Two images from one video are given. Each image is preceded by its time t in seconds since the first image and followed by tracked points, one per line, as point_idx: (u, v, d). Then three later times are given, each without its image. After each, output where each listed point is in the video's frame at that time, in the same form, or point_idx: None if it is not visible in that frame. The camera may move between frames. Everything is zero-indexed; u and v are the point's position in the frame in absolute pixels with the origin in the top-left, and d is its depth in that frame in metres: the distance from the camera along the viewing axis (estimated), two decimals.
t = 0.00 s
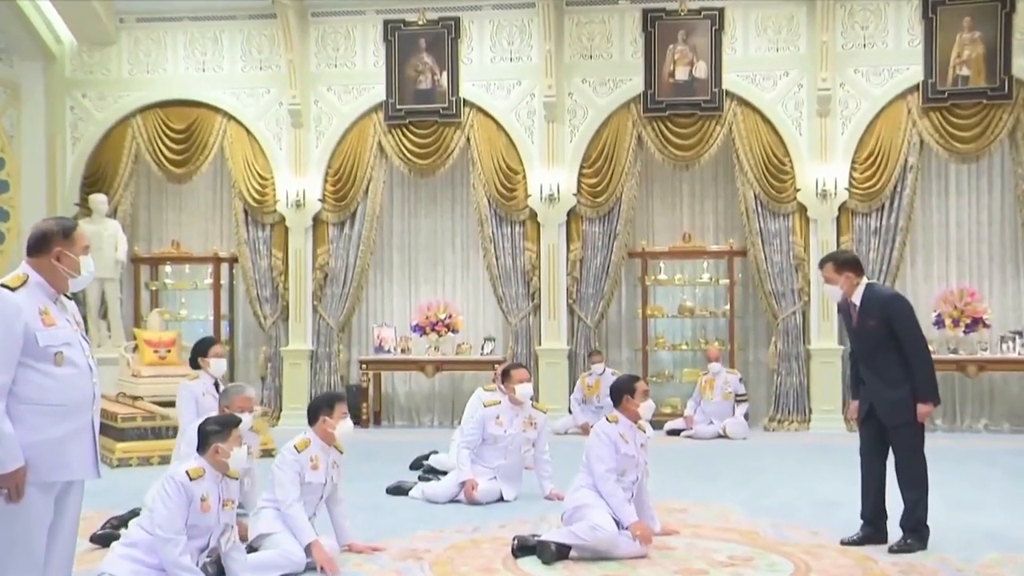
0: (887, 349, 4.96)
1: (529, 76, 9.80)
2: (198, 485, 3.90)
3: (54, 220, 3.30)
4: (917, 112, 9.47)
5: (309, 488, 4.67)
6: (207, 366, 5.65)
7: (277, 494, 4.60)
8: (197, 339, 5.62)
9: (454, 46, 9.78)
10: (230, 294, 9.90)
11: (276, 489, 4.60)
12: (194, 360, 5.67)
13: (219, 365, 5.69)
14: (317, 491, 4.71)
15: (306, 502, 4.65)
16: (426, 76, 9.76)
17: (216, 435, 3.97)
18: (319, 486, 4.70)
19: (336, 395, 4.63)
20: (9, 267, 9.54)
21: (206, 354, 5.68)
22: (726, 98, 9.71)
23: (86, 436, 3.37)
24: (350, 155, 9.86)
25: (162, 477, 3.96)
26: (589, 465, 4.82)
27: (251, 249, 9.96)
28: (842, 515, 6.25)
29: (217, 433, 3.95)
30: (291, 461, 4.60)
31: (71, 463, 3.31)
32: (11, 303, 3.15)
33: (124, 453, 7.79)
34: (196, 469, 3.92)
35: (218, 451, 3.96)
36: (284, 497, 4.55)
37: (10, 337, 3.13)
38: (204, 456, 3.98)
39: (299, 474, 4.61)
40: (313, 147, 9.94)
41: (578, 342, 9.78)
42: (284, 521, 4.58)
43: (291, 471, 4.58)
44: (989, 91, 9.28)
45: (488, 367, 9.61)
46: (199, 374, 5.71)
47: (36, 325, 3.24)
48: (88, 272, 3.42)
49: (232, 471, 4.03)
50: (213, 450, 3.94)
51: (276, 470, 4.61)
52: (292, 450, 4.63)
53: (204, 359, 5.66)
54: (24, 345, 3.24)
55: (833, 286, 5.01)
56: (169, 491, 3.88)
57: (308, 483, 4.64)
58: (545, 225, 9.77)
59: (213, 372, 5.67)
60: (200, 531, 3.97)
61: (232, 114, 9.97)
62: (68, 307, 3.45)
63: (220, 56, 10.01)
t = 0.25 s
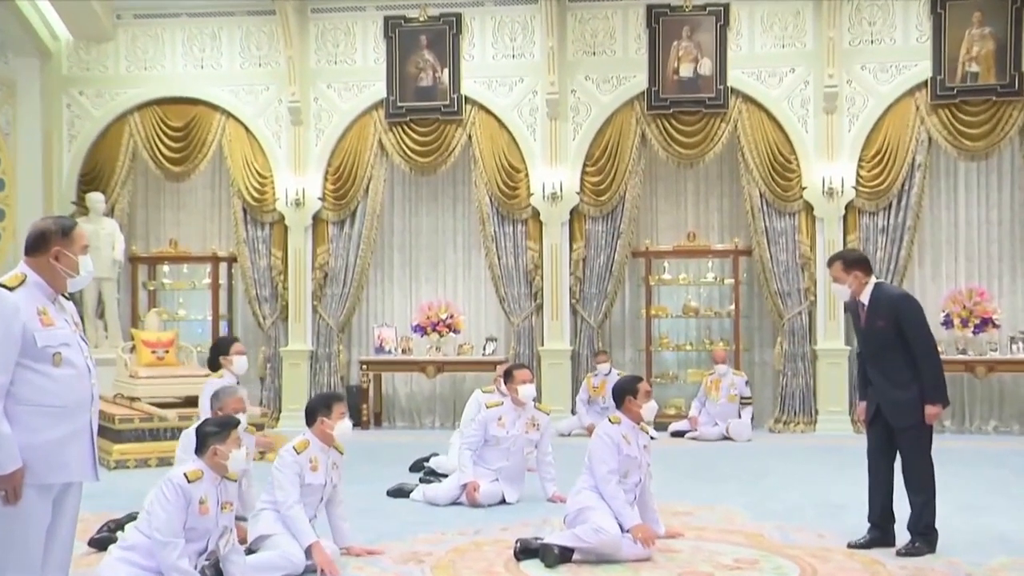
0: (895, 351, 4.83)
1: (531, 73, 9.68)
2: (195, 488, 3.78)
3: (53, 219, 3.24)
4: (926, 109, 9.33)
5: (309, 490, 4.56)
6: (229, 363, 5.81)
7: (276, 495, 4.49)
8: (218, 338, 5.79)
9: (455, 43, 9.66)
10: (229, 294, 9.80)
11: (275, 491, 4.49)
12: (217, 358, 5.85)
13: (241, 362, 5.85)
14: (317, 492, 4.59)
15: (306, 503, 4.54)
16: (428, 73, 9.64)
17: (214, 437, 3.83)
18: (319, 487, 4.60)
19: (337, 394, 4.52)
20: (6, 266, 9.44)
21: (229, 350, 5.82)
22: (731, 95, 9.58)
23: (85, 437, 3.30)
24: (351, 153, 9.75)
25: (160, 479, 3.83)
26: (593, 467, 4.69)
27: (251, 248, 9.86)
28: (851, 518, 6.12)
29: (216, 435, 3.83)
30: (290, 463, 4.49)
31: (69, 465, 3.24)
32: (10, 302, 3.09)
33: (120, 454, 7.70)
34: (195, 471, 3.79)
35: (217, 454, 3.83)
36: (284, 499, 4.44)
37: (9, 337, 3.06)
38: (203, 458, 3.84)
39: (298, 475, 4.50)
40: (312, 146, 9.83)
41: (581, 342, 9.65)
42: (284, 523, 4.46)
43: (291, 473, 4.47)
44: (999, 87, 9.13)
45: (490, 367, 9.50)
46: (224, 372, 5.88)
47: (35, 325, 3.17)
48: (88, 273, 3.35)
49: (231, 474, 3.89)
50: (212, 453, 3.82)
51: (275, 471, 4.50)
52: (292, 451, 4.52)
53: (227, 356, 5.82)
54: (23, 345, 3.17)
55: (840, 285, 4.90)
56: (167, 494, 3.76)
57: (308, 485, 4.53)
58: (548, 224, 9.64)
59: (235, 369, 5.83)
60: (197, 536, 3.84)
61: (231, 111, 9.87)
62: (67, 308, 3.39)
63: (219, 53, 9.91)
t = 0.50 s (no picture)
0: (903, 351, 4.78)
1: (536, 73, 9.65)
2: (202, 489, 3.76)
3: (60, 220, 3.21)
4: (932, 109, 9.29)
5: (315, 490, 4.54)
6: (257, 362, 5.92)
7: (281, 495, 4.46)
8: (252, 334, 5.88)
9: (459, 42, 9.63)
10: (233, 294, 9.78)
11: (281, 491, 4.46)
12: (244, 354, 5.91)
13: (266, 362, 5.97)
14: (322, 493, 4.56)
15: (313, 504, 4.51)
16: (432, 73, 9.62)
17: (219, 438, 3.81)
18: (326, 488, 4.57)
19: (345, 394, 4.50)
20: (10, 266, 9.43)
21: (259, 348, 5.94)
22: (737, 94, 9.54)
23: (91, 439, 3.26)
24: (355, 154, 9.73)
25: (164, 480, 3.79)
26: (598, 468, 4.66)
27: (255, 248, 9.84)
28: (858, 519, 6.08)
29: (221, 436, 3.80)
30: (297, 463, 4.48)
31: (74, 466, 3.20)
32: (17, 302, 3.06)
33: (125, 454, 7.68)
34: (200, 472, 3.76)
35: (222, 455, 3.80)
36: (291, 499, 4.42)
37: (15, 337, 3.04)
38: (207, 459, 3.81)
39: (305, 476, 4.47)
40: (317, 146, 9.81)
41: (586, 343, 9.62)
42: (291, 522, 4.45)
43: (297, 473, 4.45)
44: (1007, 87, 9.09)
45: (495, 368, 9.47)
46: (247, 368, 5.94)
47: (41, 326, 3.14)
48: (95, 273, 3.33)
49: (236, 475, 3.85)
50: (218, 454, 3.80)
51: (282, 472, 4.48)
52: (299, 452, 4.50)
53: (256, 354, 5.92)
54: (29, 346, 3.14)
55: (848, 284, 4.84)
56: (173, 496, 3.73)
57: (315, 485, 4.50)
58: (553, 224, 9.61)
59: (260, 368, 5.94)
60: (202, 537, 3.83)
61: (235, 112, 9.85)
62: (75, 308, 3.36)
63: (223, 53, 9.89)
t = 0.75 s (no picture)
0: (910, 352, 4.74)
1: (541, 72, 9.61)
2: (206, 490, 3.72)
3: (67, 221, 3.20)
4: (940, 107, 9.23)
5: (322, 491, 4.51)
6: (279, 370, 5.90)
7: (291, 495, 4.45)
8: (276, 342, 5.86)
9: (464, 41, 9.60)
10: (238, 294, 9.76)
11: (292, 491, 4.44)
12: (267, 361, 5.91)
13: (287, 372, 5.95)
14: (329, 493, 4.53)
15: (321, 504, 4.49)
16: (437, 72, 9.58)
17: (224, 438, 3.78)
18: (332, 488, 4.54)
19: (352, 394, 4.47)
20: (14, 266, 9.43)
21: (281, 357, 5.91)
22: (743, 93, 9.49)
23: (97, 440, 3.23)
24: (360, 154, 9.70)
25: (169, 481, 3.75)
26: (603, 469, 4.62)
27: (259, 248, 9.82)
28: (866, 520, 6.03)
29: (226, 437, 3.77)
30: (305, 463, 4.45)
31: (80, 467, 3.17)
32: (23, 302, 3.05)
33: (129, 454, 7.67)
34: (205, 473, 3.73)
35: (227, 455, 3.77)
36: (300, 500, 4.40)
37: (21, 337, 3.02)
38: (212, 460, 3.78)
39: (313, 476, 4.45)
40: (321, 145, 9.78)
41: (591, 343, 9.58)
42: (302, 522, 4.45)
43: (306, 474, 4.43)
44: (1015, 85, 9.03)
45: (500, 368, 9.44)
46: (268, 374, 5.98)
47: (47, 326, 3.12)
48: (102, 273, 3.31)
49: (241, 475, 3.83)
50: (223, 455, 3.76)
51: (290, 472, 4.45)
52: (307, 453, 4.48)
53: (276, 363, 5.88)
54: (35, 345, 3.12)
55: (855, 284, 4.77)
56: (176, 497, 3.69)
57: (321, 485, 4.48)
58: (558, 224, 9.57)
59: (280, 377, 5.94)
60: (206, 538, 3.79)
61: (239, 111, 9.83)
62: (82, 308, 3.34)
63: (227, 52, 9.87)
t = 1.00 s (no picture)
0: (917, 352, 4.70)
1: (547, 71, 9.59)
2: (211, 490, 3.70)
3: (75, 221, 3.18)
4: (948, 106, 9.18)
5: (330, 492, 4.49)
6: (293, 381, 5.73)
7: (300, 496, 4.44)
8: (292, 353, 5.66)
9: (470, 41, 9.58)
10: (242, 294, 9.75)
11: (301, 492, 4.43)
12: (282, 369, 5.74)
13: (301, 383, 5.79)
14: (337, 493, 4.51)
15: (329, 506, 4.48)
16: (442, 72, 9.56)
17: (230, 438, 3.75)
18: (340, 489, 4.51)
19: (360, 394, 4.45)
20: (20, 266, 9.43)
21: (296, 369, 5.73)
22: (749, 92, 9.46)
23: (105, 440, 3.21)
24: (365, 154, 9.69)
25: (176, 480, 3.76)
26: (609, 469, 4.59)
27: (264, 248, 9.81)
28: (874, 521, 5.99)
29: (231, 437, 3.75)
30: (313, 464, 4.42)
31: (87, 466, 3.15)
32: (31, 302, 3.04)
33: (134, 454, 7.66)
34: (210, 474, 3.71)
35: (232, 456, 3.75)
36: (310, 501, 4.39)
37: (29, 337, 3.01)
38: (218, 460, 3.76)
39: (321, 477, 4.43)
40: (326, 145, 9.77)
41: (597, 343, 9.55)
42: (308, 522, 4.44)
43: (314, 474, 4.41)
44: None
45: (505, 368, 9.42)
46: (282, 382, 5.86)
47: (55, 325, 3.10)
48: (110, 273, 3.30)
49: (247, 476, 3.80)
50: (227, 455, 3.74)
51: (298, 472, 4.43)
52: (315, 453, 4.45)
53: (290, 374, 5.72)
54: (43, 345, 3.10)
55: (861, 284, 4.75)
56: (182, 496, 3.69)
57: (329, 486, 4.45)
58: (563, 223, 9.55)
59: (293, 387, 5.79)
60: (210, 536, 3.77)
61: (244, 111, 9.82)
62: (91, 309, 3.32)
63: (232, 52, 9.86)
